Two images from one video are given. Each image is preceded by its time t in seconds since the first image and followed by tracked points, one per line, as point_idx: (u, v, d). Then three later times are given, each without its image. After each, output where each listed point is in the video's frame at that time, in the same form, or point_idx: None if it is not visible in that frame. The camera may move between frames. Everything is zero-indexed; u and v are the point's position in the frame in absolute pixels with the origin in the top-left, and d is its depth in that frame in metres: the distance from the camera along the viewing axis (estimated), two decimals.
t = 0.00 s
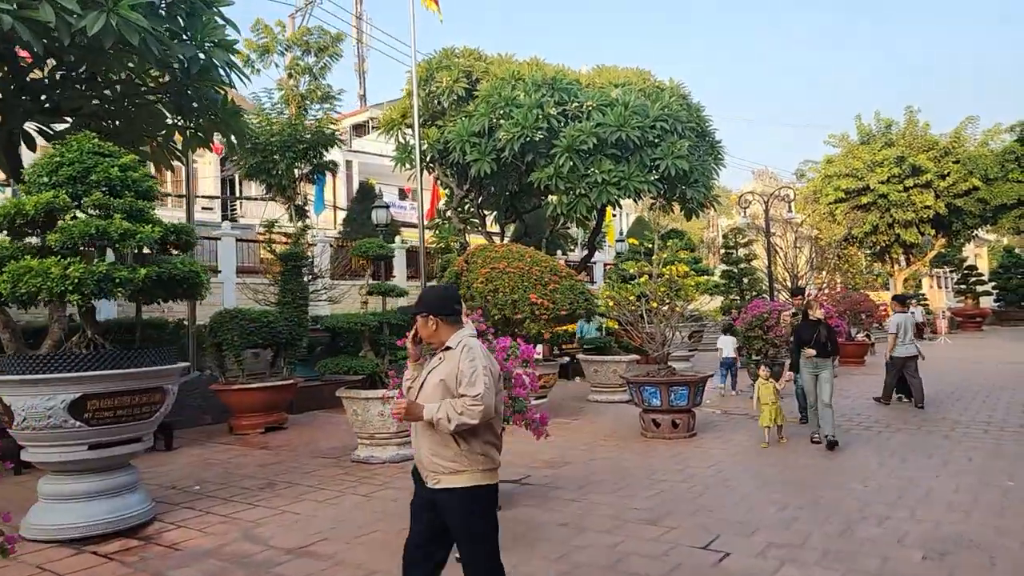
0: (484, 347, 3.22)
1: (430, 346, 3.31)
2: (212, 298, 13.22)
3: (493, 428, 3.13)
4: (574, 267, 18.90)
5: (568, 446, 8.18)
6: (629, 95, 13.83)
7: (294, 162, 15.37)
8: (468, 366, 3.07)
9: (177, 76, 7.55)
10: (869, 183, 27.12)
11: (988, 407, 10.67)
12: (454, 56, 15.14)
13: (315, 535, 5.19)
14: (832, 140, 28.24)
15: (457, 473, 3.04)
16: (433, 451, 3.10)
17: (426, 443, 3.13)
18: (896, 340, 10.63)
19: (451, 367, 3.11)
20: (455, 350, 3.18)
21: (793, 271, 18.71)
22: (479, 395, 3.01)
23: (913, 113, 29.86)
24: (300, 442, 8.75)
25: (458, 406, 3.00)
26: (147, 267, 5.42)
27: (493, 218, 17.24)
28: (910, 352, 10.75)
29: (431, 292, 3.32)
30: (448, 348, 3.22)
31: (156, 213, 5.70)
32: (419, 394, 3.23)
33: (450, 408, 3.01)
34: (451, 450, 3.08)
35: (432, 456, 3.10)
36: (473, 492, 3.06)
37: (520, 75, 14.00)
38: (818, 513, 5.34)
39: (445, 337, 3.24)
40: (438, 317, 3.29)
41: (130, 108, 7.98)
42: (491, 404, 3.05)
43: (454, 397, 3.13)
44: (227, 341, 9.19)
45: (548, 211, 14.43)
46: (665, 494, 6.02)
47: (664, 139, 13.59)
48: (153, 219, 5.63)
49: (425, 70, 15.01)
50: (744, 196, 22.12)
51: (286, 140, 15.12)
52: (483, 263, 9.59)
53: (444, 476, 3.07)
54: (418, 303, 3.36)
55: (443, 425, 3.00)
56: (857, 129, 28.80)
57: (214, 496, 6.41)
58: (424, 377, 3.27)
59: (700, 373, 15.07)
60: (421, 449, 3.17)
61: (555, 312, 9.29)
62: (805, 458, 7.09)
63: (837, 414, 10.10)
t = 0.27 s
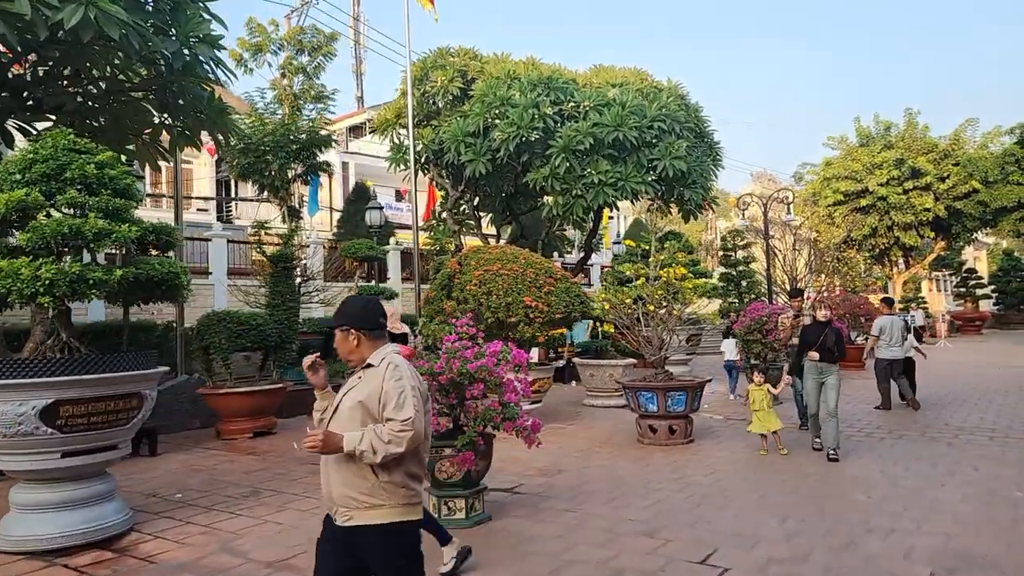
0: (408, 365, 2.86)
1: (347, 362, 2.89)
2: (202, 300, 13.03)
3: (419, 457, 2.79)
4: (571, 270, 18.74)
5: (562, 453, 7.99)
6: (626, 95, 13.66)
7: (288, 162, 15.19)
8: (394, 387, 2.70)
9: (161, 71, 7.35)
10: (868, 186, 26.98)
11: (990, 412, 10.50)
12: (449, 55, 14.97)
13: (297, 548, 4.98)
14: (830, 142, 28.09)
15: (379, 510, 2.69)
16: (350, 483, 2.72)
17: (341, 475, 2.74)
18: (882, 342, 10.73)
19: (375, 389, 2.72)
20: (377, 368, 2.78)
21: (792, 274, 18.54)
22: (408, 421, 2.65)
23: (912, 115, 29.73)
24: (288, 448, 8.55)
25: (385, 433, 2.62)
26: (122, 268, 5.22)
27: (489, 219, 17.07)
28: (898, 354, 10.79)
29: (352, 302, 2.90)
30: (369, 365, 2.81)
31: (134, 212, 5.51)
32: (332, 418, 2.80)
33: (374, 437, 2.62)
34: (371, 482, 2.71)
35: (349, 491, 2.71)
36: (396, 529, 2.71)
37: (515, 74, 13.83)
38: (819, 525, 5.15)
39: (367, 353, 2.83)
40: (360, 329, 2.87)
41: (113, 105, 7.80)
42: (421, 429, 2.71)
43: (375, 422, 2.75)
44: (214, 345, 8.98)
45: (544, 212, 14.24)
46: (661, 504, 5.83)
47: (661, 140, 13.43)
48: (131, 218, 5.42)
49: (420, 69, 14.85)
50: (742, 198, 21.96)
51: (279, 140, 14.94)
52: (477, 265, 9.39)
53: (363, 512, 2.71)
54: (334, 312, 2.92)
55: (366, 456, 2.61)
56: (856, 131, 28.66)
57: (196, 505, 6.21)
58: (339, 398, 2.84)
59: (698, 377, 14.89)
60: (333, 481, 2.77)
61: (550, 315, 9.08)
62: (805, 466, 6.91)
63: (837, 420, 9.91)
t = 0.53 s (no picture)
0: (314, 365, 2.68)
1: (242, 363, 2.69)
2: (193, 302, 12.88)
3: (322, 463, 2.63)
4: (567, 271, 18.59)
5: (554, 458, 7.84)
6: (622, 94, 13.52)
7: (280, 162, 15.04)
8: (301, 392, 2.52)
9: (145, 68, 7.09)
10: (867, 187, 26.86)
11: (991, 415, 10.34)
12: (443, 54, 14.81)
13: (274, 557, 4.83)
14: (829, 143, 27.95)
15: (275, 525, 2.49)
16: (244, 495, 2.51)
17: (234, 488, 2.52)
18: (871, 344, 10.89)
19: (276, 392, 2.53)
20: (279, 369, 2.58)
21: (790, 276, 18.41)
22: (316, 428, 2.48)
23: (911, 116, 29.61)
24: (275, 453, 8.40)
25: (291, 443, 2.44)
26: (95, 268, 5.06)
27: (485, 220, 16.92)
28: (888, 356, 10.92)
29: (254, 296, 2.68)
30: (270, 365, 2.61)
31: (110, 212, 5.36)
32: (225, 426, 2.57)
33: (275, 445, 2.43)
34: (267, 494, 2.50)
35: (243, 505, 2.50)
36: (291, 546, 2.52)
37: (510, 73, 13.68)
38: (814, 534, 5.00)
39: (267, 353, 2.63)
40: (260, 325, 2.69)
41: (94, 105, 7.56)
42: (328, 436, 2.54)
43: (275, 428, 2.54)
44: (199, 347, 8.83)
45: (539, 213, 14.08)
46: (653, 512, 5.68)
47: (657, 139, 13.29)
48: (107, 218, 5.27)
49: (414, 68, 14.71)
50: (740, 198, 21.82)
51: (272, 140, 14.80)
52: (468, 266, 9.23)
53: (257, 529, 2.50)
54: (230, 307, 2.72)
55: (267, 467, 2.42)
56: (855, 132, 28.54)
57: (175, 512, 6.06)
58: (234, 403, 2.62)
59: (695, 379, 14.74)
60: (223, 493, 2.55)
61: (542, 317, 8.91)
62: (801, 472, 6.76)
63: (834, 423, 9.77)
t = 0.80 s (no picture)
0: (176, 388, 2.27)
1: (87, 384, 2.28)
2: (184, 302, 12.73)
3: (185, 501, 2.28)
4: (565, 271, 18.42)
5: (544, 460, 7.67)
6: (618, 92, 13.35)
7: (274, 161, 14.89)
8: (152, 428, 2.13)
9: (122, 62, 6.51)
10: (868, 187, 26.67)
11: (993, 416, 10.13)
12: (439, 51, 14.65)
13: (246, 564, 4.66)
14: (830, 142, 27.76)
15: None
16: (84, 545, 2.16)
17: (74, 537, 2.17)
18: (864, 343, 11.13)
19: (123, 426, 2.14)
20: (131, 396, 2.19)
21: (790, 276, 18.22)
22: (169, 470, 2.11)
23: (913, 116, 29.42)
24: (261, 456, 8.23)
25: (138, 488, 2.08)
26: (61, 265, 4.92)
27: (482, 220, 16.74)
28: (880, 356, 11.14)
29: (100, 307, 2.25)
30: (120, 392, 2.21)
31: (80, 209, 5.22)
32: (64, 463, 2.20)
33: (119, 491, 2.08)
34: (109, 546, 2.15)
35: (85, 556, 2.16)
36: None
37: (505, 70, 13.50)
38: (807, 540, 4.81)
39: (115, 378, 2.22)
40: (113, 340, 2.28)
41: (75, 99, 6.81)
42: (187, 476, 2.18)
43: (123, 466, 2.16)
44: (184, 347, 8.65)
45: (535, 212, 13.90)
46: (641, 516, 5.49)
47: (654, 137, 13.12)
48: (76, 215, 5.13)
49: (409, 66, 14.56)
50: (740, 198, 21.64)
51: (265, 139, 14.64)
52: (459, 264, 9.03)
53: None
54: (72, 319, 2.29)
55: (107, 517, 2.08)
56: (856, 132, 28.35)
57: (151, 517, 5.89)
58: (77, 434, 2.23)
59: (693, 381, 14.55)
60: (63, 540, 2.20)
61: (533, 317, 8.71)
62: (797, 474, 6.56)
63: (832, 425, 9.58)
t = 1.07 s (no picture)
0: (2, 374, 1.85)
1: None
2: (172, 306, 12.56)
3: (6, 526, 1.80)
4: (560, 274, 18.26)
5: (533, 468, 7.50)
6: (613, 92, 13.18)
7: (264, 162, 14.73)
8: None
9: (99, 54, 6.20)
10: (867, 189, 26.53)
11: (992, 421, 9.95)
12: (431, 51, 14.48)
13: None
14: (828, 145, 27.63)
15: None
16: None
17: None
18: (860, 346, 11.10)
19: None
20: None
21: (788, 279, 18.06)
22: None
23: (911, 118, 29.29)
24: (245, 463, 8.06)
25: None
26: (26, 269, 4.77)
27: (476, 221, 16.58)
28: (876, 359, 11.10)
29: None
30: None
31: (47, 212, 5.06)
32: None
33: None
34: None
35: None
36: None
37: (498, 70, 13.32)
38: (797, 552, 4.65)
39: None
40: None
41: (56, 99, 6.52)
42: (2, 480, 1.77)
43: None
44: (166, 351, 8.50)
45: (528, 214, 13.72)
46: (629, 527, 5.32)
47: (649, 138, 12.95)
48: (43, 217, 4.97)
49: (400, 66, 14.40)
50: (738, 200, 21.49)
51: (255, 139, 14.51)
52: (448, 267, 8.83)
53: None
54: None
55: None
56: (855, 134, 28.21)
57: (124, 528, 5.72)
58: None
59: (689, 385, 14.38)
60: None
61: (523, 321, 8.51)
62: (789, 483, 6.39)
63: (829, 431, 9.41)
